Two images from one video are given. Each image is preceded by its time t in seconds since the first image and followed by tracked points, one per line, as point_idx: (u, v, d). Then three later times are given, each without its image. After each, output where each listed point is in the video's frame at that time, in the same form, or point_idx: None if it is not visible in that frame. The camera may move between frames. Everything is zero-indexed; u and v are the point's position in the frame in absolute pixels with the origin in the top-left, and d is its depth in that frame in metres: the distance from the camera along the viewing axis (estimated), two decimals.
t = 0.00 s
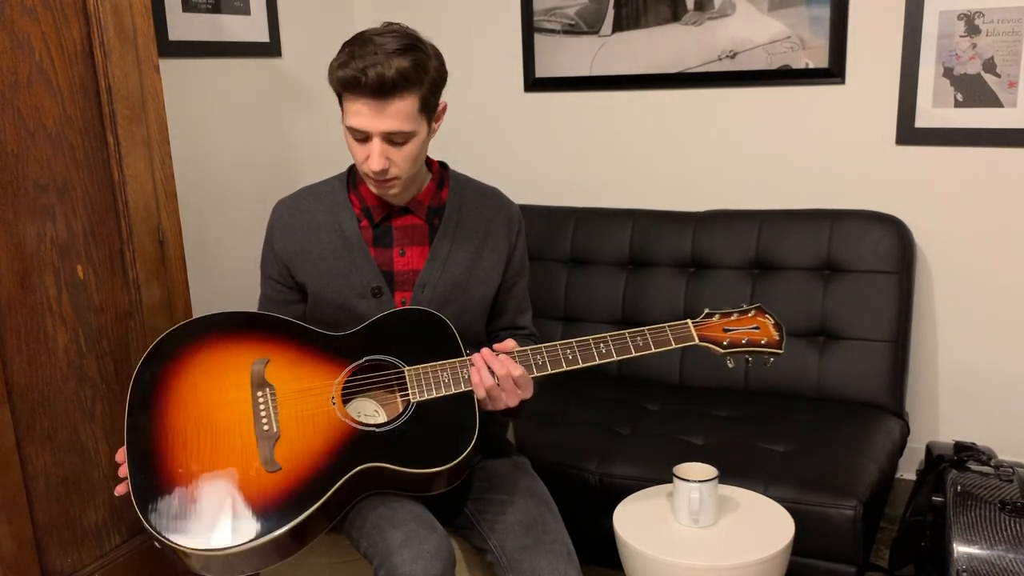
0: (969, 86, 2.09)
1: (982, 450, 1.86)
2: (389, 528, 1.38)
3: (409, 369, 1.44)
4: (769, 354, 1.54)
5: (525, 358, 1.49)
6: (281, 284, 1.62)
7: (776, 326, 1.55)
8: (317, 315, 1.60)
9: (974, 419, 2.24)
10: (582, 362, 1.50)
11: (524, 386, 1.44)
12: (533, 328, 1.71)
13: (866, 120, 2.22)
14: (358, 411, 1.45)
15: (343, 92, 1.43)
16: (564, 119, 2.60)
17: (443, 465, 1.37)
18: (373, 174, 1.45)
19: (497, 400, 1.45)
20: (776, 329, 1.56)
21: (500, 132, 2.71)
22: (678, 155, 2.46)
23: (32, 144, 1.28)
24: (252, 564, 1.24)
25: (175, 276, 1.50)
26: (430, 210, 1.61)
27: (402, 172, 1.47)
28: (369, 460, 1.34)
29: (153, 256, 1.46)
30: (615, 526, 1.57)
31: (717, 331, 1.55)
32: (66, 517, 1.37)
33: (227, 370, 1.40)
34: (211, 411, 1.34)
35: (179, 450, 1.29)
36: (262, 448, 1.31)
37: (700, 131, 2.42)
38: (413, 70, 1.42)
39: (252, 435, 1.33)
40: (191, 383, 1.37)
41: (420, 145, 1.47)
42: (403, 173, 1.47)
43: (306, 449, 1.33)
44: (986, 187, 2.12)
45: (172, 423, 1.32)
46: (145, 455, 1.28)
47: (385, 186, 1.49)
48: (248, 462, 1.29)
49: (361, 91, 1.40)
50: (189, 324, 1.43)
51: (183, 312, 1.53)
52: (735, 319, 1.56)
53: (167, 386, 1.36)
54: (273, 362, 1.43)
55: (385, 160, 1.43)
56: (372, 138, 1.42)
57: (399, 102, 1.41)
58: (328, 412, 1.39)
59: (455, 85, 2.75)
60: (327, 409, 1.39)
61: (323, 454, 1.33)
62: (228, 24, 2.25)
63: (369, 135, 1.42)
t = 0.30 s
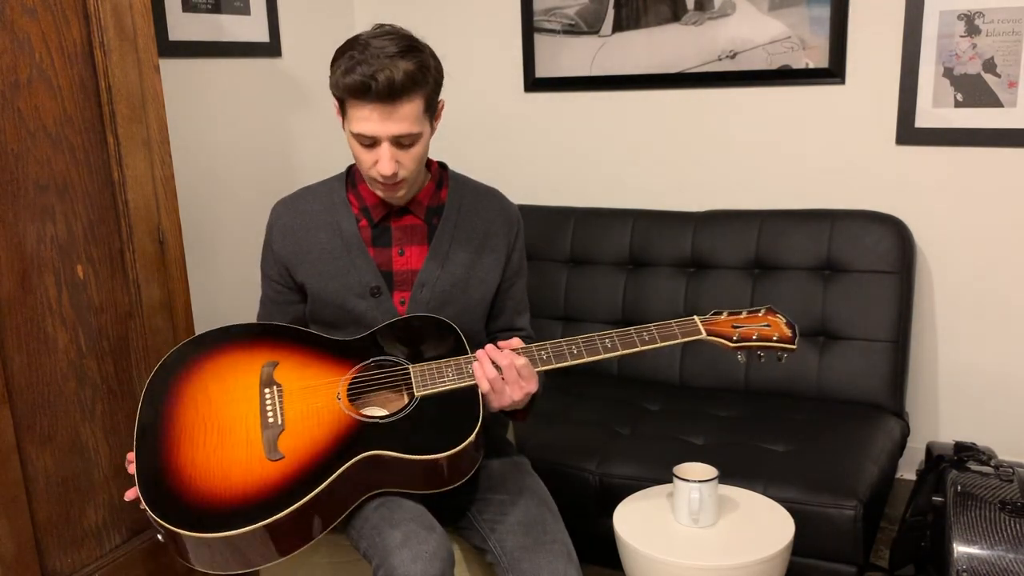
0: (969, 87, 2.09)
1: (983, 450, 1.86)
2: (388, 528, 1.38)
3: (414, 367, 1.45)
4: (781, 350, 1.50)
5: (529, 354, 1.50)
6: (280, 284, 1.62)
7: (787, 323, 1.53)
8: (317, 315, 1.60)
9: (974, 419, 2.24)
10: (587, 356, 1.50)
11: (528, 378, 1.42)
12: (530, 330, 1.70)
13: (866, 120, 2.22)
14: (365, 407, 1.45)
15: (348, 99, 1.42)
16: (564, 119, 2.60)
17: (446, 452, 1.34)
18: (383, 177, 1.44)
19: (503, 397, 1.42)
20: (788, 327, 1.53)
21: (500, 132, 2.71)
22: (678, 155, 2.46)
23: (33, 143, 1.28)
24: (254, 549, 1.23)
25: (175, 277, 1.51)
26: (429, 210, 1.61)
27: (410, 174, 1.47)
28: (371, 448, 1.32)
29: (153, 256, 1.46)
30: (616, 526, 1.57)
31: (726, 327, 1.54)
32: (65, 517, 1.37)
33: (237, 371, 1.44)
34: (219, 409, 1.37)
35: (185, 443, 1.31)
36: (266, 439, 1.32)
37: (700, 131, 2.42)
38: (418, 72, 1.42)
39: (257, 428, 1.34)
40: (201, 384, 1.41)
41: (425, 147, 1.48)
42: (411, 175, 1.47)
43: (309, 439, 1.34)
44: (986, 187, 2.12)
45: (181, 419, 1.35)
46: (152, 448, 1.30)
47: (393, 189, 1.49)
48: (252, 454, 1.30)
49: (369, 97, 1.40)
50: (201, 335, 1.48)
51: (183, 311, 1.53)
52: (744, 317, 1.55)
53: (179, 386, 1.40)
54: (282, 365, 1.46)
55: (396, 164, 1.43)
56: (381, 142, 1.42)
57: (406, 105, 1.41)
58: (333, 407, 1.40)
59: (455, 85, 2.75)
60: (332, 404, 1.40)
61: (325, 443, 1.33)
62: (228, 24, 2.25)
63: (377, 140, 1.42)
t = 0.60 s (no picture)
0: (969, 87, 2.09)
1: (983, 450, 1.86)
2: (388, 528, 1.38)
3: (416, 376, 1.42)
4: (770, 356, 1.58)
5: (532, 367, 1.48)
6: (279, 286, 1.62)
7: (780, 326, 1.57)
8: (317, 315, 1.59)
9: (974, 419, 2.24)
10: (589, 368, 1.51)
11: (533, 397, 1.44)
12: (533, 326, 1.72)
13: (866, 120, 2.22)
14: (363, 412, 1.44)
15: (352, 93, 1.41)
16: (564, 119, 2.60)
17: (450, 480, 1.40)
18: (380, 177, 1.44)
19: (505, 407, 1.45)
20: (778, 328, 1.58)
21: (500, 132, 2.71)
22: (678, 155, 2.46)
23: (33, 143, 1.28)
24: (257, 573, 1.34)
25: (175, 276, 1.50)
26: (429, 209, 1.61)
27: (407, 175, 1.46)
28: (376, 475, 1.37)
29: (153, 256, 1.46)
30: (616, 526, 1.57)
31: (723, 335, 1.56)
32: (66, 517, 1.36)
33: (230, 374, 1.36)
34: (216, 421, 1.33)
35: (186, 463, 1.31)
36: (270, 463, 1.33)
37: (700, 131, 2.42)
38: (425, 73, 1.42)
39: (259, 447, 1.33)
40: (192, 389, 1.34)
41: (424, 148, 1.47)
42: (408, 176, 1.47)
43: (314, 464, 1.35)
44: (986, 187, 2.12)
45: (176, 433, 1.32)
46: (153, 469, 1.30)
47: (388, 190, 1.48)
48: (256, 479, 1.32)
49: (375, 93, 1.40)
50: (185, 322, 1.36)
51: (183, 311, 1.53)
52: (740, 320, 1.57)
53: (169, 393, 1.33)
54: (277, 365, 1.38)
55: (393, 163, 1.43)
56: (381, 140, 1.42)
57: (411, 104, 1.41)
58: (335, 423, 1.38)
59: (455, 85, 2.75)
60: (334, 420, 1.38)
61: (330, 467, 1.36)
62: (228, 24, 2.25)
63: (378, 137, 1.42)
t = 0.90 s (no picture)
0: (969, 86, 2.09)
1: (983, 450, 1.86)
2: (387, 529, 1.38)
3: (417, 395, 1.43)
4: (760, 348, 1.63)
5: (534, 378, 1.49)
6: (278, 283, 1.62)
7: (770, 319, 1.61)
8: (316, 314, 1.59)
9: (974, 419, 2.24)
10: (589, 376, 1.53)
11: (534, 411, 1.45)
12: (532, 327, 1.71)
13: (866, 120, 2.22)
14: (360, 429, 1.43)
15: (357, 91, 1.41)
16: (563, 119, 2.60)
17: (455, 495, 1.45)
18: (387, 174, 1.44)
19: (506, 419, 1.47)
20: (769, 320, 1.62)
21: (499, 132, 2.71)
22: (678, 155, 2.46)
23: (33, 143, 1.28)
24: None
25: (175, 276, 1.50)
26: (429, 209, 1.61)
27: (414, 172, 1.47)
28: (384, 495, 1.41)
29: (153, 256, 1.46)
30: (615, 526, 1.57)
31: (716, 333, 1.60)
32: (66, 517, 1.36)
33: (226, 402, 1.33)
34: (214, 452, 1.31)
35: (187, 497, 1.28)
36: (273, 492, 1.33)
37: (700, 132, 2.42)
38: (429, 68, 1.43)
39: (261, 476, 1.32)
40: (186, 420, 1.31)
41: (430, 145, 1.48)
42: (414, 172, 1.47)
43: (319, 489, 1.36)
44: (986, 187, 2.12)
45: (173, 468, 1.28)
46: (154, 508, 1.26)
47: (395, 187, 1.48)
48: (260, 508, 1.32)
49: (381, 90, 1.40)
50: (172, 344, 1.32)
51: (183, 311, 1.53)
52: (732, 316, 1.61)
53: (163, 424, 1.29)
54: (273, 390, 1.37)
55: (401, 160, 1.43)
56: (388, 138, 1.42)
57: (417, 100, 1.42)
58: (336, 446, 1.38)
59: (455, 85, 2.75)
60: (335, 443, 1.38)
61: (333, 491, 1.37)
62: (228, 24, 2.25)
63: (384, 134, 1.42)
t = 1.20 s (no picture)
0: (969, 86, 2.09)
1: (983, 450, 1.86)
2: (387, 529, 1.38)
3: (416, 402, 1.43)
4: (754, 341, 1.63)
5: (534, 381, 1.49)
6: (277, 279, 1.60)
7: (764, 311, 1.62)
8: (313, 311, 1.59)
9: (974, 419, 2.24)
10: (588, 377, 1.53)
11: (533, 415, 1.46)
12: (530, 326, 1.71)
13: (866, 120, 2.22)
14: (359, 435, 1.45)
15: (345, 88, 1.41)
16: (563, 119, 2.60)
17: (454, 501, 1.46)
18: (376, 171, 1.44)
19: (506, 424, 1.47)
20: (763, 313, 1.63)
21: (499, 133, 2.71)
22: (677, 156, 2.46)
23: (33, 143, 1.28)
24: None
25: (175, 277, 1.50)
26: (426, 207, 1.61)
27: (404, 169, 1.47)
28: (385, 503, 1.41)
29: (153, 256, 1.46)
30: (615, 526, 1.57)
31: (713, 329, 1.61)
32: (66, 517, 1.36)
33: (222, 416, 1.32)
34: (213, 465, 1.30)
35: (186, 512, 1.28)
36: (274, 504, 1.33)
37: (700, 132, 2.42)
38: (416, 64, 1.43)
39: (261, 489, 1.32)
40: (182, 436, 1.29)
41: (419, 142, 1.48)
42: (404, 169, 1.47)
43: (320, 499, 1.36)
44: (986, 187, 2.12)
45: (171, 486, 1.28)
46: (154, 525, 1.27)
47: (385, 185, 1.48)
48: (261, 521, 1.32)
49: (367, 85, 1.40)
50: (169, 359, 1.29)
51: (183, 310, 1.53)
52: (728, 312, 1.61)
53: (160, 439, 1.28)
54: (272, 401, 1.35)
55: (389, 156, 1.43)
56: (375, 134, 1.42)
57: (404, 95, 1.41)
58: (337, 456, 1.38)
59: (455, 85, 2.75)
60: (335, 453, 1.38)
61: (333, 501, 1.37)
62: (228, 24, 2.25)
63: (372, 130, 1.42)
